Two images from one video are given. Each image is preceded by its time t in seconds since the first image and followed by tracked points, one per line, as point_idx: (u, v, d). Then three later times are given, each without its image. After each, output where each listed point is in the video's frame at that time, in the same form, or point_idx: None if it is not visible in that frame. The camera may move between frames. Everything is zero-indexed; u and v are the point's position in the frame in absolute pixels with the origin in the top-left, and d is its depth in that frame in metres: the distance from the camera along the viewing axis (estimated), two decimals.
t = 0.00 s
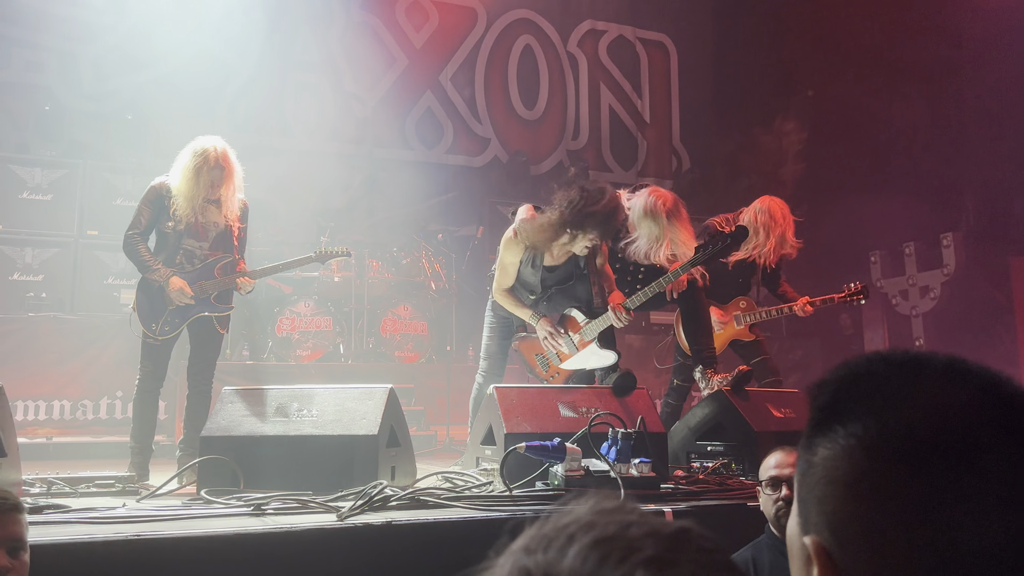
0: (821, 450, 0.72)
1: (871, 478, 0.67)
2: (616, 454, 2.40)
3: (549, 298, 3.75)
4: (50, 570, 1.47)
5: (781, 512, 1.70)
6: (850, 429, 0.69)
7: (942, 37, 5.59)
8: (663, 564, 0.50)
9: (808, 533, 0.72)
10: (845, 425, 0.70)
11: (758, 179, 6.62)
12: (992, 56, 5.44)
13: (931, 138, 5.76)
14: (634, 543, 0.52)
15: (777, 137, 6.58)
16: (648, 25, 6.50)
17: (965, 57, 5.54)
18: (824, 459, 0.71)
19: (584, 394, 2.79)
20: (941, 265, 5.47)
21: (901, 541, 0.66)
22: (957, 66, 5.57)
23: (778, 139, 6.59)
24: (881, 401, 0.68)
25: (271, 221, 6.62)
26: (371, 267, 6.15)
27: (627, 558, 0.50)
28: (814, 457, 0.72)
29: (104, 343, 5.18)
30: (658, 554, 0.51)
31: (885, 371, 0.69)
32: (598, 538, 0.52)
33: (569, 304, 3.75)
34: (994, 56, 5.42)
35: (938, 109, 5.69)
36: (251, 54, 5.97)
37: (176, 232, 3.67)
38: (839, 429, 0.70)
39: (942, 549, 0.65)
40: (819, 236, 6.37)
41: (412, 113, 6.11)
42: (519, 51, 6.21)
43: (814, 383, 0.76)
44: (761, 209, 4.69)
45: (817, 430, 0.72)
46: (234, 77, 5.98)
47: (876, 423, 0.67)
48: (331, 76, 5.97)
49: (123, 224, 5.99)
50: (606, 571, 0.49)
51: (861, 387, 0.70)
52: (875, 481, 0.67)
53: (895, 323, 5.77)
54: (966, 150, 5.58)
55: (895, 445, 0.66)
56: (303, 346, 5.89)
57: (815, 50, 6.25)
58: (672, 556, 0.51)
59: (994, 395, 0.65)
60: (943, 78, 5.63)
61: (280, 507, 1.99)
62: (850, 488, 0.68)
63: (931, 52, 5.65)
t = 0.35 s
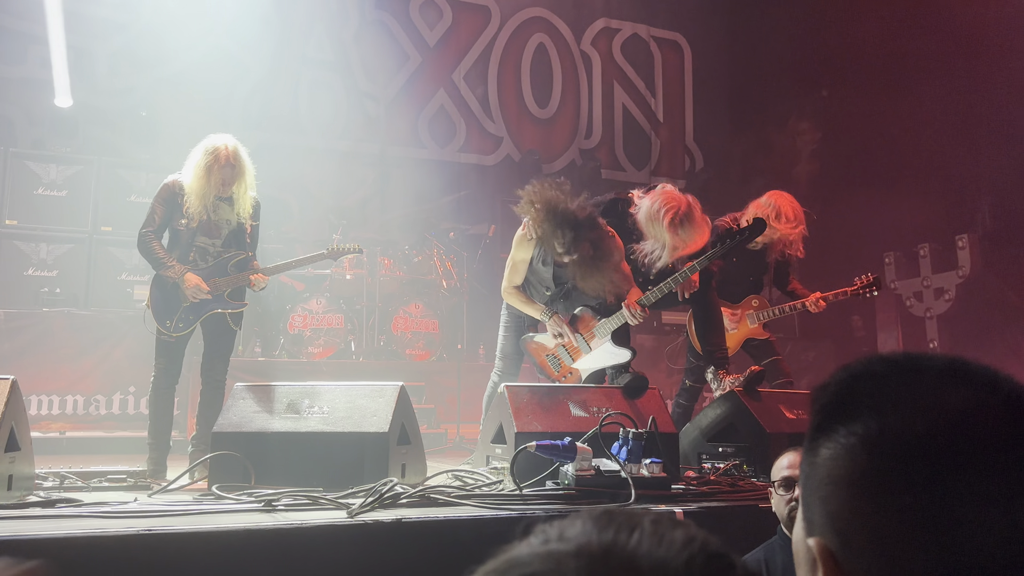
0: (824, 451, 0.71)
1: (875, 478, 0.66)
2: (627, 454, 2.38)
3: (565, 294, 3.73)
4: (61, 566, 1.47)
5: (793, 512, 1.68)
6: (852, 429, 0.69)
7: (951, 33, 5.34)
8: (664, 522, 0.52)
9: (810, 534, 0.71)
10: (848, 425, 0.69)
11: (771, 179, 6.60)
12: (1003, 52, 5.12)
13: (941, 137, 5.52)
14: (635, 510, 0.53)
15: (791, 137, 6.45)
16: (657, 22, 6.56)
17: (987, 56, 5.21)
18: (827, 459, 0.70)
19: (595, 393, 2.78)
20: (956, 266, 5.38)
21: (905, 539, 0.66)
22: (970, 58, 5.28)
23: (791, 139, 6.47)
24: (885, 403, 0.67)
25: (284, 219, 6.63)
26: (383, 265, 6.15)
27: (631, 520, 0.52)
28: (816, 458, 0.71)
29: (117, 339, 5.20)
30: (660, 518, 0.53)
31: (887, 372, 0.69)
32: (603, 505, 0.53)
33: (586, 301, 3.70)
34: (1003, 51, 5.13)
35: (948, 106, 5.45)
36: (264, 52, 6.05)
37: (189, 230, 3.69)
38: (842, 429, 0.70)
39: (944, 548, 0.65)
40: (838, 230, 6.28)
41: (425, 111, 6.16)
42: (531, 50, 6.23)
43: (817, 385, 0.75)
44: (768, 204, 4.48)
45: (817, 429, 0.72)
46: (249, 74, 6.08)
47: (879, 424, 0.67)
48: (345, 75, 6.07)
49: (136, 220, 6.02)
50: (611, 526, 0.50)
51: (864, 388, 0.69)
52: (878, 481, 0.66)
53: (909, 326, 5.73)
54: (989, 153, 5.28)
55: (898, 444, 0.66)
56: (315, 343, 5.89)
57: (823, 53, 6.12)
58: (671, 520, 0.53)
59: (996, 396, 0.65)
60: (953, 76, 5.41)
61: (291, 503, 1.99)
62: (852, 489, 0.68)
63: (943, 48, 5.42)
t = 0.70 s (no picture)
0: (830, 446, 0.71)
1: (879, 471, 0.66)
2: (631, 451, 2.38)
3: (572, 294, 3.75)
4: (65, 557, 1.48)
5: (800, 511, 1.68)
6: (857, 424, 0.69)
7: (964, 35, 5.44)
8: (672, 515, 0.53)
9: (817, 529, 0.71)
10: (853, 419, 0.69)
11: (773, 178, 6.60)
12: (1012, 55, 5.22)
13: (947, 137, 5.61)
14: (640, 502, 0.54)
15: (793, 138, 6.52)
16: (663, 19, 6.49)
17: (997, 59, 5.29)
18: (833, 454, 0.70)
19: (598, 390, 2.79)
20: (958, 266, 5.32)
21: (908, 534, 0.65)
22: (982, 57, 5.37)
23: (794, 140, 6.54)
24: (887, 397, 0.67)
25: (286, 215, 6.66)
26: (386, 262, 6.14)
27: (640, 513, 0.52)
28: (822, 453, 0.72)
29: (119, 333, 5.20)
30: (667, 510, 0.54)
31: (890, 368, 0.69)
32: (610, 499, 0.53)
33: (591, 302, 3.72)
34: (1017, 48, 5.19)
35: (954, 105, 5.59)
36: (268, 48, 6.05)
37: (183, 226, 3.70)
38: (847, 425, 0.70)
39: (949, 544, 0.64)
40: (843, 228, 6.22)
41: (428, 108, 6.18)
42: (535, 48, 6.21)
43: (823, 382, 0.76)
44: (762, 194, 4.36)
45: (824, 425, 0.72)
46: (253, 70, 6.08)
47: (881, 418, 0.67)
48: (349, 72, 6.08)
49: (139, 215, 6.02)
50: (620, 521, 0.50)
51: (866, 384, 0.70)
52: (881, 473, 0.66)
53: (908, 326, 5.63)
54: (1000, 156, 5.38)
55: (900, 437, 0.65)
56: (316, 339, 5.90)
57: (837, 52, 6.20)
58: (677, 512, 0.54)
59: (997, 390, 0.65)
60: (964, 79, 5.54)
61: (296, 497, 1.99)
62: (857, 482, 0.67)
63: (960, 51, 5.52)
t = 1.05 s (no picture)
0: (837, 446, 0.75)
1: (884, 471, 0.71)
2: (627, 450, 2.37)
3: (570, 294, 3.72)
4: (59, 556, 1.48)
5: (800, 513, 1.68)
6: (864, 426, 0.73)
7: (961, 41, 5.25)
8: (678, 543, 0.53)
9: (823, 525, 0.75)
10: (859, 421, 0.74)
11: (770, 178, 6.78)
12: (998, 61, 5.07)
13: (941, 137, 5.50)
14: (650, 523, 0.55)
15: (789, 136, 6.59)
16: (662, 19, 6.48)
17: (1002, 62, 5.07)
18: (840, 454, 0.75)
19: (596, 390, 2.79)
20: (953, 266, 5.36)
21: (910, 531, 0.70)
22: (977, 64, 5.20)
23: (789, 138, 6.60)
24: (891, 400, 0.72)
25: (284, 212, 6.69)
26: (384, 260, 6.17)
27: (646, 537, 0.53)
28: (830, 453, 0.76)
29: (116, 332, 5.18)
30: (674, 535, 0.54)
31: (896, 375, 0.74)
32: (619, 518, 0.54)
33: (589, 301, 3.70)
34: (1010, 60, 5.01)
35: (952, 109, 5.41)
36: (265, 46, 6.02)
37: (174, 232, 3.75)
38: (854, 426, 0.75)
39: (950, 537, 0.68)
40: (839, 225, 6.31)
41: (427, 107, 6.23)
42: (533, 46, 6.17)
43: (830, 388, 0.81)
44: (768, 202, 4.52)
45: (831, 427, 0.77)
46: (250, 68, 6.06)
47: (886, 419, 0.72)
48: (345, 70, 6.04)
49: (136, 213, 6.02)
50: (626, 544, 0.51)
51: (872, 388, 0.75)
52: (885, 474, 0.71)
53: (904, 326, 5.71)
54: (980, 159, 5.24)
55: (905, 440, 0.70)
56: (314, 337, 5.92)
57: (833, 52, 6.09)
58: (686, 537, 0.54)
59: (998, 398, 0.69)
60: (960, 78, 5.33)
61: (293, 497, 2.00)
62: (863, 482, 0.72)
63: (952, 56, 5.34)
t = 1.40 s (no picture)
0: (838, 437, 0.72)
1: (886, 462, 0.68)
2: (625, 446, 2.37)
3: (561, 289, 3.70)
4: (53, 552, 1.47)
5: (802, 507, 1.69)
6: (866, 414, 0.70)
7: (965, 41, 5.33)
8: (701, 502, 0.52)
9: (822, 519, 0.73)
10: (862, 410, 0.71)
11: (767, 176, 6.54)
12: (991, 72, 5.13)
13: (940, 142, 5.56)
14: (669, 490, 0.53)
15: (788, 135, 6.45)
16: (659, 15, 6.46)
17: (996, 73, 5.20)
18: (841, 445, 0.72)
19: (593, 386, 2.79)
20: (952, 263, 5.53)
21: (912, 526, 0.67)
22: (969, 71, 5.36)
23: (788, 137, 6.47)
24: (897, 389, 0.69)
25: (281, 211, 6.73)
26: (381, 257, 6.16)
27: (666, 501, 0.51)
28: (831, 444, 0.73)
29: (113, 328, 5.18)
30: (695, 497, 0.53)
31: (900, 359, 0.71)
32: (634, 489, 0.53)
33: (580, 296, 3.71)
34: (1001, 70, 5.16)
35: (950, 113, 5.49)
36: (261, 43, 6.00)
37: (175, 229, 3.70)
38: (856, 416, 0.71)
39: (954, 534, 0.66)
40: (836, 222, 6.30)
41: (423, 103, 6.18)
42: (530, 43, 6.18)
43: (832, 372, 0.77)
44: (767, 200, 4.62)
45: (832, 415, 0.74)
46: (246, 65, 6.04)
47: (890, 409, 0.69)
48: (342, 67, 6.02)
49: (133, 210, 6.00)
50: (647, 506, 0.50)
51: (878, 375, 0.71)
52: (888, 465, 0.68)
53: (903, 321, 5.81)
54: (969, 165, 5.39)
55: (909, 430, 0.67)
56: (310, 335, 5.87)
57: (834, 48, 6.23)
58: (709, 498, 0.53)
59: (1006, 384, 0.66)
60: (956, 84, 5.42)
61: (289, 493, 1.99)
62: (864, 474, 0.69)
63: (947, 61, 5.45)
